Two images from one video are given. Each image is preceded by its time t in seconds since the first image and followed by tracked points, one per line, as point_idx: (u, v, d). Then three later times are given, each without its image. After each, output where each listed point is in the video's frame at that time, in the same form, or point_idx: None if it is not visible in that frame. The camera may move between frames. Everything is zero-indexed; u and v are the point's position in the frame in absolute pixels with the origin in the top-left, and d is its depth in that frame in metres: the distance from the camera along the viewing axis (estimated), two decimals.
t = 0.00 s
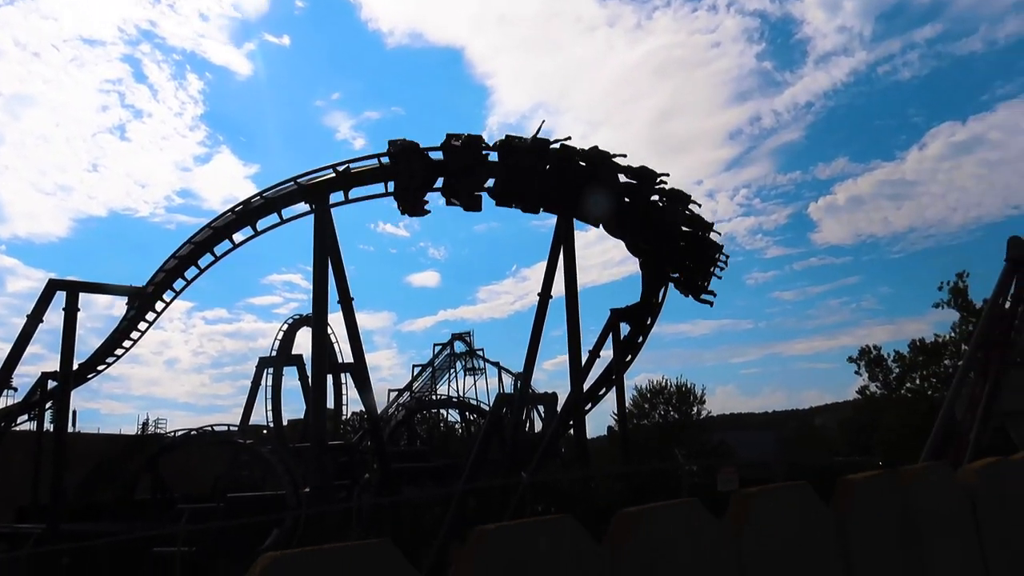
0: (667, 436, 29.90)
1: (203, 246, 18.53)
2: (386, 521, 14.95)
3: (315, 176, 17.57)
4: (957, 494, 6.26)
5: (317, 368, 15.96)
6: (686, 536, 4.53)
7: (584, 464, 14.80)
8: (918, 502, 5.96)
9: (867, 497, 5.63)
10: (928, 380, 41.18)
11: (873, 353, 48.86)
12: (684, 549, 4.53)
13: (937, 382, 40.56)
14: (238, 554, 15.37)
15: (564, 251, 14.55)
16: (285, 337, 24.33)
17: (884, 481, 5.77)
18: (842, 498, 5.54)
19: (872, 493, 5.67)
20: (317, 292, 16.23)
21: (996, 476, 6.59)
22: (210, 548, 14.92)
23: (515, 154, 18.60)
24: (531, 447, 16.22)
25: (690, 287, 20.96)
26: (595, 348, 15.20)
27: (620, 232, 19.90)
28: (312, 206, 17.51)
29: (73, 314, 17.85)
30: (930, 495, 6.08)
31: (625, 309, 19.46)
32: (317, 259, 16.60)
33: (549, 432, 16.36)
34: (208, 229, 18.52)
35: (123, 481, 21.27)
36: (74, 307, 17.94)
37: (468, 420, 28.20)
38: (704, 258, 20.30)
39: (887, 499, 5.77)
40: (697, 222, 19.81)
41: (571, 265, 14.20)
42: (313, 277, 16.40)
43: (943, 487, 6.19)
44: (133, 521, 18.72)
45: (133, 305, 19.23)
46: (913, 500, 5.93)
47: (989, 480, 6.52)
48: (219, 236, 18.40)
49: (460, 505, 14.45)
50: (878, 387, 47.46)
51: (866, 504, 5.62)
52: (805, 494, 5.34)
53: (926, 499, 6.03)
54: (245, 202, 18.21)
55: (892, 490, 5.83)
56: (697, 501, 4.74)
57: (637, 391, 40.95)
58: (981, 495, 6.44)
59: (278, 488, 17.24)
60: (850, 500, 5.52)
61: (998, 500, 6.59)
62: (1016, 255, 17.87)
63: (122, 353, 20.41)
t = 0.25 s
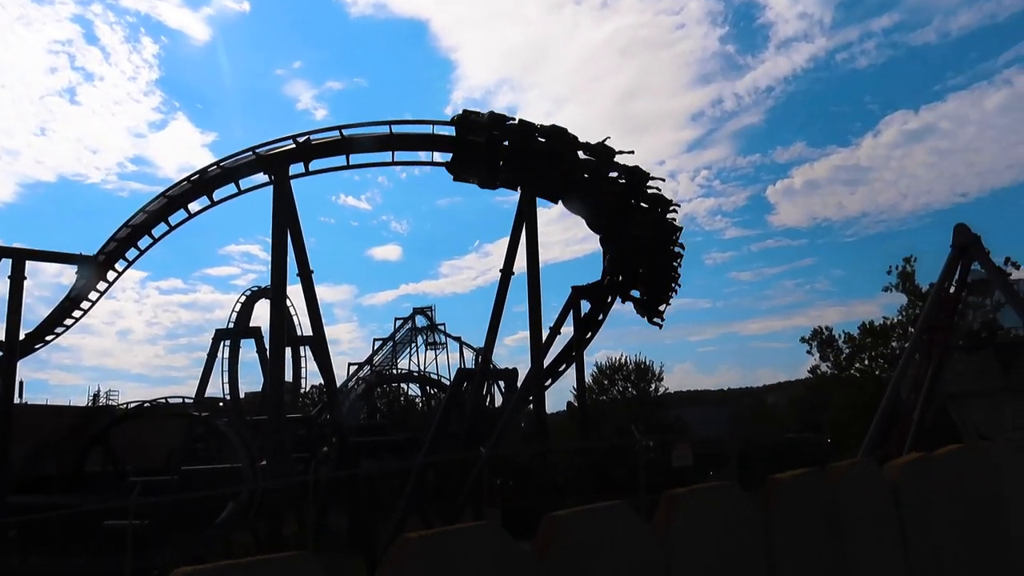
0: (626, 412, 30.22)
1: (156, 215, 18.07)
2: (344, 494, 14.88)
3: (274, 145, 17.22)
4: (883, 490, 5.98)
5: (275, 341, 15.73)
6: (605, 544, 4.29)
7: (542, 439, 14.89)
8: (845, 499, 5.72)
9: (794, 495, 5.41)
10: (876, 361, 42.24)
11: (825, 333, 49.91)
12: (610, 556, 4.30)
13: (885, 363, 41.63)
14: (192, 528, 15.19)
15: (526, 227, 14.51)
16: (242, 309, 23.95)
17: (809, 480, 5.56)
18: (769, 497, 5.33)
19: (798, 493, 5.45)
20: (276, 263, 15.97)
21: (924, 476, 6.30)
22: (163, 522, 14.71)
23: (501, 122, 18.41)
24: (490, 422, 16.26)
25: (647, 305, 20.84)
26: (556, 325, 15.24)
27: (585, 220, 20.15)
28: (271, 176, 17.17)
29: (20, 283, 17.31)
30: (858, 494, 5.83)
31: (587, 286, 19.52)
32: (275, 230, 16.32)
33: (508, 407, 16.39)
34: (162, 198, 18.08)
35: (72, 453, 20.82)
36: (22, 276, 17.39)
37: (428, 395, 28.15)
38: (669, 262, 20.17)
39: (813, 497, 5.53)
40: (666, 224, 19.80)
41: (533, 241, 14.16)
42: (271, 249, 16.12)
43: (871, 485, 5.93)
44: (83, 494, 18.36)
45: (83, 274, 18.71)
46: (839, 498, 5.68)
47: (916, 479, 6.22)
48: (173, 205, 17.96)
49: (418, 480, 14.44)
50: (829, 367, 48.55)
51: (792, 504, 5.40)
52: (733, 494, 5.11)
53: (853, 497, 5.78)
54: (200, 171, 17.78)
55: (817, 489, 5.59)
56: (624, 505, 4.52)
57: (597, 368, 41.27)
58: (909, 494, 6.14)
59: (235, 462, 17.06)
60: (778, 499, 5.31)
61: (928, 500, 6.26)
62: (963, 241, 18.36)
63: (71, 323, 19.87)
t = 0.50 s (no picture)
0: (608, 394, 30.34)
1: (134, 188, 17.77)
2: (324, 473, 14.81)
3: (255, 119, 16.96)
4: (850, 487, 5.24)
5: (254, 317, 15.58)
6: (533, 553, 3.57)
7: (522, 419, 14.89)
8: (814, 498, 4.99)
9: (760, 494, 4.69)
10: (852, 345, 42.67)
11: (803, 317, 50.27)
12: (546, 566, 3.62)
13: (860, 348, 42.00)
14: (170, 505, 15.09)
15: (509, 207, 14.43)
16: (222, 285, 23.71)
17: (776, 477, 4.81)
18: (734, 497, 4.60)
19: (764, 492, 4.72)
20: (256, 239, 15.79)
21: (892, 471, 5.58)
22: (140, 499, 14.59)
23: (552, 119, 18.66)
24: (471, 402, 16.24)
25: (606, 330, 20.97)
26: (538, 306, 15.21)
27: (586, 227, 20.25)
28: (252, 151, 16.93)
29: None
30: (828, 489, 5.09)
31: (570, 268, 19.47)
32: (256, 206, 16.11)
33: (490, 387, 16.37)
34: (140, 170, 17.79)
35: (48, 428, 20.62)
36: None
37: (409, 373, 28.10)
38: (651, 249, 20.11)
39: (778, 495, 4.79)
40: (648, 211, 19.76)
41: (516, 221, 14.09)
42: (252, 225, 15.93)
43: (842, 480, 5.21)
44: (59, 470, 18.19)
45: (59, 247, 18.40)
46: (809, 496, 4.95)
47: (882, 477, 5.49)
48: (151, 177, 17.67)
49: (398, 458, 14.41)
50: (806, 351, 48.96)
51: (758, 504, 4.67)
52: (693, 493, 4.35)
53: (823, 494, 5.05)
54: (179, 144, 17.48)
55: (782, 486, 4.86)
56: (590, 502, 3.85)
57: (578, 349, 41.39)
58: (875, 491, 5.42)
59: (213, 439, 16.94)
60: (743, 499, 4.58)
61: (894, 497, 5.56)
62: (939, 227, 18.48)
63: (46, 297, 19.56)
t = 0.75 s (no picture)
0: (598, 391, 30.37)
1: (124, 178, 17.62)
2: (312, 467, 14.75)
3: (248, 110, 16.84)
4: (842, 483, 5.24)
5: (244, 310, 15.48)
6: (524, 552, 3.53)
7: (513, 415, 14.87)
8: (806, 496, 4.98)
9: (753, 492, 4.67)
10: (842, 345, 42.88)
11: (793, 317, 50.47)
12: (537, 563, 3.59)
13: (849, 348, 42.32)
14: (157, 497, 15.01)
15: (502, 202, 14.40)
16: (212, 277, 23.58)
17: (769, 475, 4.79)
18: (726, 494, 4.58)
19: (756, 491, 4.70)
20: (247, 231, 15.70)
21: (883, 471, 5.57)
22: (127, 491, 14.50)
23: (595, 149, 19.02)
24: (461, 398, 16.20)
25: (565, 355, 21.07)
26: (529, 302, 15.18)
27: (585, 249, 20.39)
28: (244, 142, 16.82)
29: None
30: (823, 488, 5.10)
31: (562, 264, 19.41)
32: (247, 198, 16.02)
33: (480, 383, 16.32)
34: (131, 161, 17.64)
35: (35, 419, 20.46)
36: None
37: (400, 368, 28.04)
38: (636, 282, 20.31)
39: (771, 494, 4.80)
40: (641, 209, 19.80)
41: (508, 216, 14.05)
42: (243, 217, 15.83)
43: (834, 479, 5.19)
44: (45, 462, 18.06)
45: (47, 236, 18.23)
46: (804, 493, 4.95)
47: (874, 476, 5.49)
48: (142, 168, 17.53)
49: (387, 453, 14.36)
50: (796, 350, 49.17)
51: (750, 503, 4.65)
52: (685, 491, 4.31)
53: (817, 491, 5.06)
54: (170, 135, 17.35)
55: (774, 484, 4.85)
56: (584, 496, 3.84)
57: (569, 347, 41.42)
58: (867, 490, 5.41)
59: (202, 432, 16.88)
60: (736, 498, 4.56)
61: (884, 496, 5.55)
62: (928, 228, 18.58)
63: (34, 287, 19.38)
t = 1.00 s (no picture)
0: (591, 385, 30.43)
1: (118, 169, 17.53)
2: (305, 459, 14.75)
3: (243, 101, 16.75)
4: (841, 480, 5.26)
5: (238, 302, 15.44)
6: (523, 546, 3.53)
7: (506, 409, 14.88)
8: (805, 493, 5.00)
9: (754, 489, 4.69)
10: (834, 343, 43.01)
11: (786, 314, 50.62)
12: (538, 559, 3.59)
13: (842, 345, 42.39)
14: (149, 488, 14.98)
15: (497, 196, 14.38)
16: (206, 269, 23.50)
17: (769, 472, 4.81)
18: (724, 490, 4.60)
19: (757, 487, 4.71)
20: (241, 223, 15.65)
21: (883, 468, 5.60)
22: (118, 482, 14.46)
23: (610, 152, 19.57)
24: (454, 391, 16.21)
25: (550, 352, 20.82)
26: (524, 296, 15.17)
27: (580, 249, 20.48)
28: (239, 133, 16.74)
29: None
30: (824, 484, 5.12)
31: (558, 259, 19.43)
32: (241, 190, 15.95)
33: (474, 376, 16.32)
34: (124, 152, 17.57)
35: (26, 409, 20.39)
36: None
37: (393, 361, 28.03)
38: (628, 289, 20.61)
39: (772, 489, 4.82)
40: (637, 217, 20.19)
41: (503, 210, 14.04)
42: (237, 209, 15.78)
43: (833, 476, 5.21)
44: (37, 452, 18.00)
45: (40, 226, 18.13)
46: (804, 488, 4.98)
47: (872, 468, 5.52)
48: (136, 159, 17.44)
49: (381, 445, 14.37)
50: (788, 347, 49.32)
51: (751, 498, 4.67)
52: (685, 485, 4.33)
53: (818, 486, 5.07)
54: (164, 125, 17.24)
55: (775, 479, 4.86)
56: (587, 491, 3.86)
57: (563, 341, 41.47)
58: (866, 486, 5.44)
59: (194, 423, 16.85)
60: (736, 494, 4.58)
61: (882, 492, 5.58)
62: (922, 227, 18.64)
63: (26, 277, 19.29)
